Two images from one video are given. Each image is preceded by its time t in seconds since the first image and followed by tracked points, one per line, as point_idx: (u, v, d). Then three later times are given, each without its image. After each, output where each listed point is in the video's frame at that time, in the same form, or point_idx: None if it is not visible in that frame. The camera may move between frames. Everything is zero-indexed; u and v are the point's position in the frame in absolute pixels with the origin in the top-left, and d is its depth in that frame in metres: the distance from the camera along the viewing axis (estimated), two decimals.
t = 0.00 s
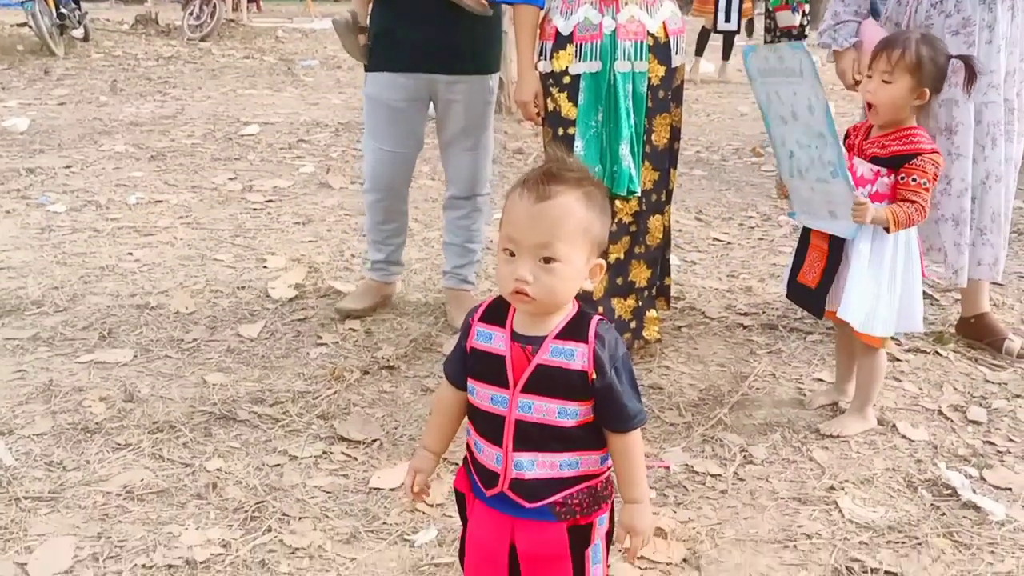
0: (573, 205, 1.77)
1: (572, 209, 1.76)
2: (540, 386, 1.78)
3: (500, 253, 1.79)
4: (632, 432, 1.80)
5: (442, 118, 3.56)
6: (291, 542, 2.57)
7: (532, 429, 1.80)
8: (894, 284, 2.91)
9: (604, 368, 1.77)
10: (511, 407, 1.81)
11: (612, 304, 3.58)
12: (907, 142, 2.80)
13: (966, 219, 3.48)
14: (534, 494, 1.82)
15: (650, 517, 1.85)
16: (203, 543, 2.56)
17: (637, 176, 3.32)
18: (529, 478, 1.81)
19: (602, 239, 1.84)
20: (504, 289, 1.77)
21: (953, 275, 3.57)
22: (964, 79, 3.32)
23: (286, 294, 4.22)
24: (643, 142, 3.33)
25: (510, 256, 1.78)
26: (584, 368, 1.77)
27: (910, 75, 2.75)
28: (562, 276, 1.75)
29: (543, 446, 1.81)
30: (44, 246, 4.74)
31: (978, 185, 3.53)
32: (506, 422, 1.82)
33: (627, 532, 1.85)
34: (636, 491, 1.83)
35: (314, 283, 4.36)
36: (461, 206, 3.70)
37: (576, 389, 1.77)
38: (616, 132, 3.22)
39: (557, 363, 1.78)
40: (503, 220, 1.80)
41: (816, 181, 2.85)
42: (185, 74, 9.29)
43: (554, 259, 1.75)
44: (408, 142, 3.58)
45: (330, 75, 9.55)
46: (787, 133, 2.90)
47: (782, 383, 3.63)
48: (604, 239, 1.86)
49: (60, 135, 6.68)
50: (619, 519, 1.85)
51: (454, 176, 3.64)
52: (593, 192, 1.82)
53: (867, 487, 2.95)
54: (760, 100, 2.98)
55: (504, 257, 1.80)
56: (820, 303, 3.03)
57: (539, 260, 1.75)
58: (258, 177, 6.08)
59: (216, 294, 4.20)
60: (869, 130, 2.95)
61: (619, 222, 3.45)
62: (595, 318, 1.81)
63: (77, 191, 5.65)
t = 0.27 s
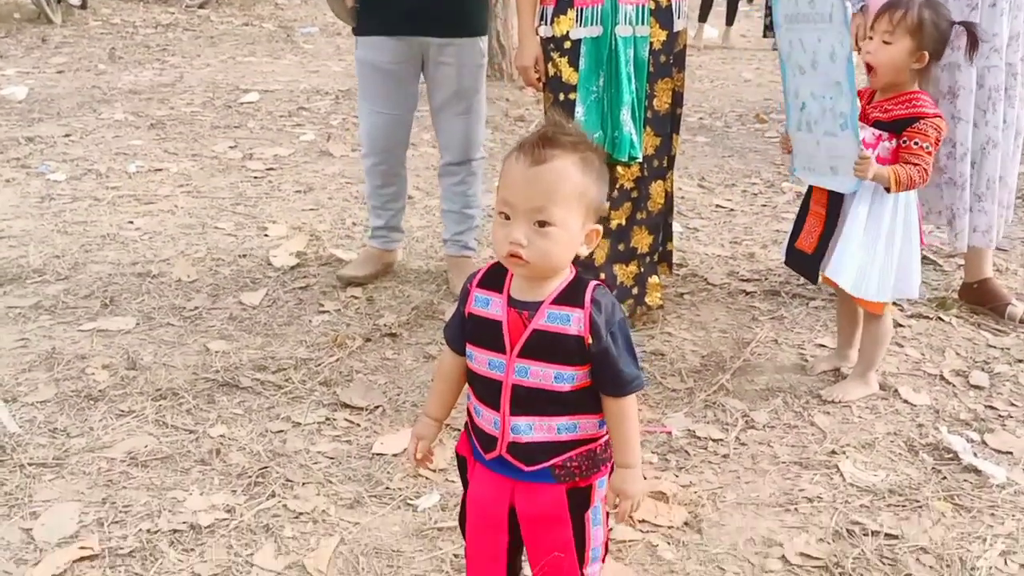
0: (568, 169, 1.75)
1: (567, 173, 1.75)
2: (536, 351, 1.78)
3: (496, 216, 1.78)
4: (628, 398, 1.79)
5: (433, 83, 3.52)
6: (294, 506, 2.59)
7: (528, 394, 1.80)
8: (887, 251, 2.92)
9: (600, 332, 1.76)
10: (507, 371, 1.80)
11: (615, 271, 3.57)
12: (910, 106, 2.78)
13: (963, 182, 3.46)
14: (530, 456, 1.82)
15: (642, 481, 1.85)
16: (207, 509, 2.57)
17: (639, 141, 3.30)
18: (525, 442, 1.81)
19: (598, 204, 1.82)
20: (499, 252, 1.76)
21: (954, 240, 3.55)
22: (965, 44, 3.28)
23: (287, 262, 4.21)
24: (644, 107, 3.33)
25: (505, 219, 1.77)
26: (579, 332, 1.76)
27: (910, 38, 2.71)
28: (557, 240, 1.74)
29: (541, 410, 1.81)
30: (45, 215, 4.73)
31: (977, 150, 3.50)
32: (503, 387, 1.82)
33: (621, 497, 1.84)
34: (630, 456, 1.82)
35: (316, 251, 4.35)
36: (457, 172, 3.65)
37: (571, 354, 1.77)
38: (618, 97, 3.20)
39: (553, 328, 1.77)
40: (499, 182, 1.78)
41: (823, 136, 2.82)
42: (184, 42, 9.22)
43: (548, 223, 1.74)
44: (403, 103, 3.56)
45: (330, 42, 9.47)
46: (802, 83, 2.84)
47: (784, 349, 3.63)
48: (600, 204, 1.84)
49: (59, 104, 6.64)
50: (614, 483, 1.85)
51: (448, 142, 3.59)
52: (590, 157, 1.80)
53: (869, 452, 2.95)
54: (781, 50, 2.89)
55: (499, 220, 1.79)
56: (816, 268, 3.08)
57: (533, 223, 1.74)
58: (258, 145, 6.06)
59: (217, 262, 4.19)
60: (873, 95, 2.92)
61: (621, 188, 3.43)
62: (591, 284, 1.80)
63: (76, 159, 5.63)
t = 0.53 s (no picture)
0: (556, 125, 1.73)
1: (554, 129, 1.73)
2: (524, 310, 1.77)
3: (483, 173, 1.77)
4: (618, 354, 1.79)
5: (418, 44, 3.46)
6: (299, 468, 2.61)
7: (518, 352, 1.80)
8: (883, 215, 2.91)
9: (588, 291, 1.75)
10: (496, 330, 1.80)
11: (617, 233, 3.56)
12: (912, 63, 2.75)
13: (970, 142, 3.44)
14: (521, 414, 1.83)
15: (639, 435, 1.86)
16: (213, 471, 2.59)
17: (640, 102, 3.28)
18: (516, 399, 1.82)
19: (586, 161, 1.80)
20: (485, 209, 1.75)
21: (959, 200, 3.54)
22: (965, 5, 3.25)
23: (289, 226, 4.20)
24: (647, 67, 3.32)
25: (492, 176, 1.75)
26: (567, 291, 1.75)
27: None
28: (544, 197, 1.72)
29: (530, 368, 1.81)
30: (46, 180, 4.72)
31: (983, 110, 3.47)
32: (492, 346, 1.82)
33: (616, 452, 1.85)
34: (626, 411, 1.84)
35: (318, 216, 4.34)
36: (450, 134, 3.59)
37: (560, 312, 1.76)
38: (619, 57, 3.16)
39: (540, 287, 1.76)
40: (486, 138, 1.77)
41: (834, 73, 2.81)
42: (182, 5, 9.13)
43: (534, 180, 1.72)
44: (391, 61, 3.55)
45: (329, 5, 9.37)
46: (819, 18, 2.81)
47: (788, 311, 3.62)
48: (589, 162, 1.82)
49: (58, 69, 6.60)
50: (609, 438, 1.86)
51: (437, 104, 3.53)
52: (578, 114, 1.78)
53: (872, 413, 2.96)
54: None
55: (486, 177, 1.77)
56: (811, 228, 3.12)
57: (519, 180, 1.72)
58: (258, 110, 6.02)
59: (219, 227, 4.18)
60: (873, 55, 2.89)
61: (623, 149, 3.41)
62: (580, 241, 1.78)
63: (76, 125, 5.60)
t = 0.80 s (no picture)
0: (541, 87, 1.71)
1: (539, 91, 1.71)
2: (514, 276, 1.76)
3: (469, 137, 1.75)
4: (608, 318, 1.77)
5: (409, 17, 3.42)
6: (303, 442, 2.61)
7: (509, 319, 1.79)
8: (880, 188, 2.91)
9: (577, 255, 1.73)
10: (487, 297, 1.80)
11: (617, 206, 3.55)
12: (911, 33, 2.73)
13: (974, 114, 3.40)
14: (514, 380, 1.83)
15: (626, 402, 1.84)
16: (217, 445, 2.60)
17: (641, 73, 3.25)
18: (508, 366, 1.82)
19: (573, 124, 1.78)
20: (471, 173, 1.73)
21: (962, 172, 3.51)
22: None
23: (291, 201, 4.19)
24: (648, 38, 3.30)
25: (478, 138, 1.73)
26: (556, 256, 1.73)
27: None
28: (529, 158, 1.70)
29: (522, 335, 1.80)
30: (47, 155, 4.70)
31: (986, 82, 3.43)
32: (483, 313, 1.81)
33: (604, 416, 1.83)
34: (612, 375, 1.81)
35: (319, 190, 4.32)
36: (446, 108, 3.56)
37: (550, 277, 1.75)
38: (619, 28, 3.12)
39: (530, 252, 1.75)
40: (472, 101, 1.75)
41: (837, 36, 2.78)
42: None
43: (520, 141, 1.70)
44: (385, 34, 3.51)
45: None
46: None
47: (790, 284, 3.61)
48: (575, 126, 1.80)
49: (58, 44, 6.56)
50: (596, 402, 1.83)
51: (431, 78, 3.50)
52: (564, 76, 1.76)
53: (874, 385, 2.96)
54: None
55: (473, 141, 1.75)
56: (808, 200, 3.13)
57: (506, 142, 1.70)
58: (258, 84, 5.98)
59: (221, 201, 4.17)
60: (875, 26, 2.86)
61: (624, 121, 3.40)
62: (568, 206, 1.76)
63: (77, 99, 5.57)
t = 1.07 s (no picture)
0: (529, 63, 1.69)
1: (527, 67, 1.69)
2: (502, 250, 1.76)
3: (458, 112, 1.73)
4: (598, 293, 1.75)
5: None
6: (305, 422, 2.62)
7: (498, 293, 1.79)
8: (874, 168, 2.90)
9: (563, 230, 1.71)
10: (475, 271, 1.80)
11: (618, 184, 3.54)
12: (913, 10, 2.70)
13: (978, 89, 3.40)
14: (503, 354, 1.83)
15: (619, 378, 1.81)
16: (220, 424, 2.60)
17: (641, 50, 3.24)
18: (497, 340, 1.82)
19: (562, 101, 1.76)
20: (460, 149, 1.72)
21: (962, 148, 3.48)
22: None
23: (292, 180, 4.17)
24: (648, 15, 3.28)
25: (467, 114, 1.72)
26: (543, 231, 1.72)
27: None
28: (517, 135, 1.69)
29: (510, 309, 1.80)
30: (48, 135, 4.68)
31: (988, 58, 3.41)
32: (472, 286, 1.82)
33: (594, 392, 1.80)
34: (603, 350, 1.78)
35: (320, 169, 4.30)
36: (446, 84, 3.55)
37: (537, 251, 1.74)
38: (620, 6, 3.10)
39: (516, 227, 1.73)
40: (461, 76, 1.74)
41: (842, 10, 2.75)
42: None
43: (508, 118, 1.69)
44: (382, 12, 3.48)
45: None
46: None
47: (792, 262, 3.60)
48: (564, 101, 1.78)
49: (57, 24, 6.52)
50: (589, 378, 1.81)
51: (431, 54, 3.48)
52: (553, 52, 1.74)
53: (876, 363, 2.96)
54: None
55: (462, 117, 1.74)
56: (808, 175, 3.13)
57: (493, 118, 1.69)
58: (259, 63, 5.95)
59: (222, 181, 4.15)
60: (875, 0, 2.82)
61: (624, 99, 3.39)
62: (556, 180, 1.75)
63: (77, 79, 5.54)
